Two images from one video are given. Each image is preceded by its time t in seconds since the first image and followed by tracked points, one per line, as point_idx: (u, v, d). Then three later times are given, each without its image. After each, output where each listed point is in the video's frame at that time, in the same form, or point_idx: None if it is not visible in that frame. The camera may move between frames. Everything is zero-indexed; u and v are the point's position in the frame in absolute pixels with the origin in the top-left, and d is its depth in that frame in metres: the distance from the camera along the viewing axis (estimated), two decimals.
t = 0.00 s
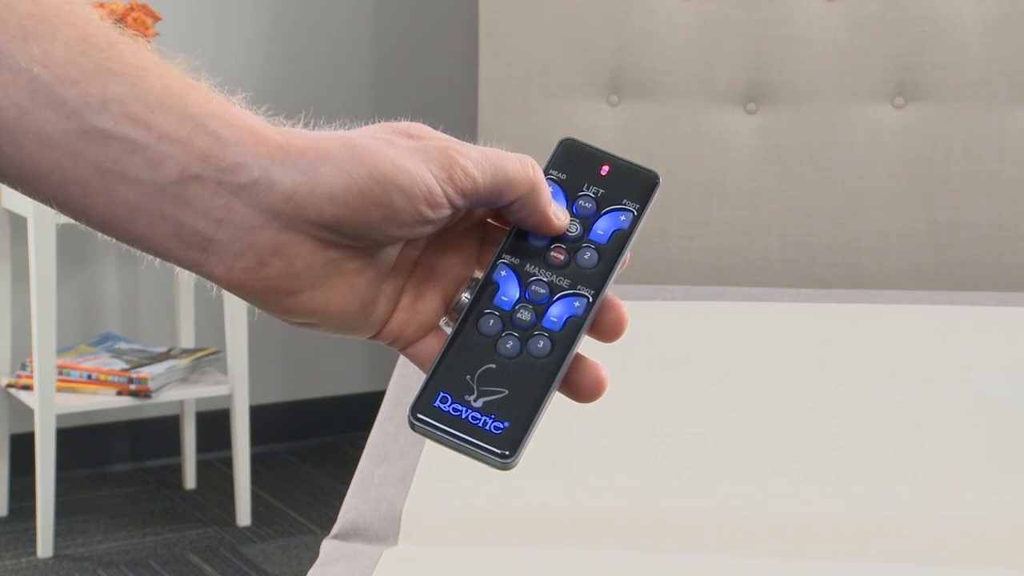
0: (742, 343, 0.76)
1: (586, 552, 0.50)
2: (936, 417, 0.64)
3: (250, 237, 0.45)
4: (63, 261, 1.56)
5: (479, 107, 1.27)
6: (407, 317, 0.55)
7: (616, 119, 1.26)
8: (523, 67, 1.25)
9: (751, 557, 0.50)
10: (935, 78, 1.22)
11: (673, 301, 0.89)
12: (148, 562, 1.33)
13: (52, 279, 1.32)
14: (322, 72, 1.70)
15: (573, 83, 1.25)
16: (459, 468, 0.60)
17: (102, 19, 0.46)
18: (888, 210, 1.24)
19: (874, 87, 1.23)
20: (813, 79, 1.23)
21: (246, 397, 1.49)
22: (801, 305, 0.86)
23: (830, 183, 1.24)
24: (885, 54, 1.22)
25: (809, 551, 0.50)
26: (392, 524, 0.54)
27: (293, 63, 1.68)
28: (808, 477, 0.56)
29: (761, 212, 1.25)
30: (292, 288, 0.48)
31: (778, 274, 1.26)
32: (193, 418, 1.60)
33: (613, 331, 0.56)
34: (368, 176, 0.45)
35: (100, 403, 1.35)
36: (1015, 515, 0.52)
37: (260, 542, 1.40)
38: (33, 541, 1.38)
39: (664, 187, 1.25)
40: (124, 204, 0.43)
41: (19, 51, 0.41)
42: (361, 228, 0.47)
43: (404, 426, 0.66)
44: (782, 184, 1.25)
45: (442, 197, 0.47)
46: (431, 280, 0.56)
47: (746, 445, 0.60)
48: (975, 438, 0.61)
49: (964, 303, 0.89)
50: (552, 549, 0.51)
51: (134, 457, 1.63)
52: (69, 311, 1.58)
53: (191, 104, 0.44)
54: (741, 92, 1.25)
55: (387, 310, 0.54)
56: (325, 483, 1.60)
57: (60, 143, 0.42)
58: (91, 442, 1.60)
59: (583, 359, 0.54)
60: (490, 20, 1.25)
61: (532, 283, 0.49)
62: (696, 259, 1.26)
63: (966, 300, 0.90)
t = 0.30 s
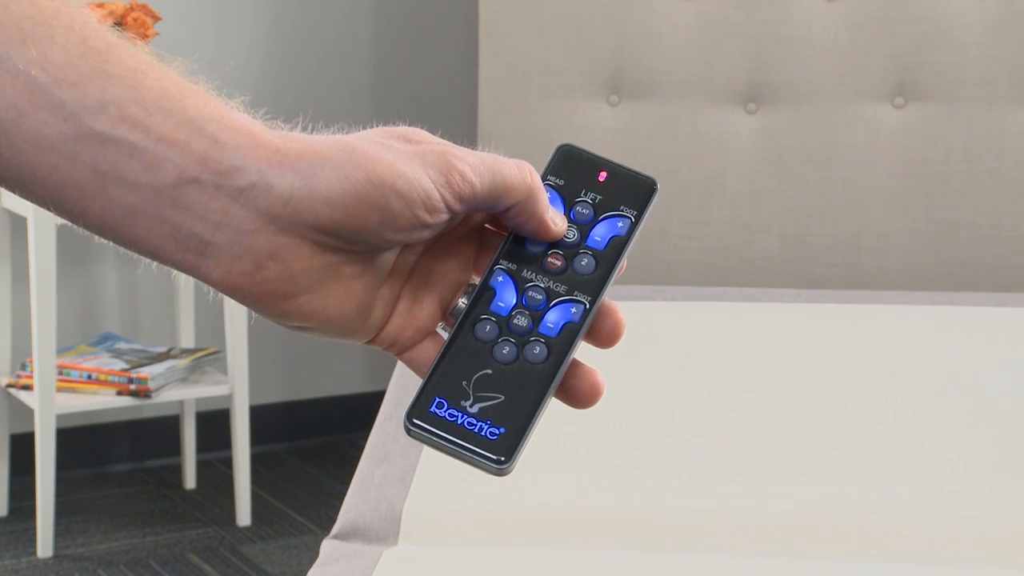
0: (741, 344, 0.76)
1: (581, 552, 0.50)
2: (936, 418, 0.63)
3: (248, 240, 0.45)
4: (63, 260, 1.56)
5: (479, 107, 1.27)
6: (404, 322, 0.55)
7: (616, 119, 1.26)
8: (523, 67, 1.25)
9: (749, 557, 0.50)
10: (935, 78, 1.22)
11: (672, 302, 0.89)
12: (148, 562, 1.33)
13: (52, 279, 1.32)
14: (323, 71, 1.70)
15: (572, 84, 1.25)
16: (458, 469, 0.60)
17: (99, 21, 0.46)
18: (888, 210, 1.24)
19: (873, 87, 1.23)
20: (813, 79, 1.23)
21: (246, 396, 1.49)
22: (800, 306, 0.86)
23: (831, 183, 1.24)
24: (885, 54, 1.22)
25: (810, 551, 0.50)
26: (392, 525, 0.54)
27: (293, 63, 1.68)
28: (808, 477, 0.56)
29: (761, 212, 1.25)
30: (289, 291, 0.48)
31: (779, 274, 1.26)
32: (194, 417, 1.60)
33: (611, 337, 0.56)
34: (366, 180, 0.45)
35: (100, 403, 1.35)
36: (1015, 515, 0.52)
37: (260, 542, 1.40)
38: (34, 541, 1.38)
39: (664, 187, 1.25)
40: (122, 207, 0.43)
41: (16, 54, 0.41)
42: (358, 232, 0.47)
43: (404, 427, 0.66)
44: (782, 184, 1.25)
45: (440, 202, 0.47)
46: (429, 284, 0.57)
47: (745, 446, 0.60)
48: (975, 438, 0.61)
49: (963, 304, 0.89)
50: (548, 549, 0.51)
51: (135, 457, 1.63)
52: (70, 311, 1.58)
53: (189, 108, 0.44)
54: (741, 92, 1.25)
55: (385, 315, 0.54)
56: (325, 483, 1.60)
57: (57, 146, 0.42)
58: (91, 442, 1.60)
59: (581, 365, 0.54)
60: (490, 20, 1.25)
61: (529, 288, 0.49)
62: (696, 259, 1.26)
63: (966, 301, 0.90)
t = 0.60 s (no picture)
0: (741, 347, 0.76)
1: (578, 552, 0.50)
2: (936, 421, 0.63)
3: (249, 242, 0.45)
4: (63, 260, 1.56)
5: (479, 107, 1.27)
6: (403, 325, 0.55)
7: (616, 119, 1.26)
8: (524, 67, 1.25)
9: (749, 557, 0.50)
10: (935, 78, 1.22)
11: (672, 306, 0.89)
12: (148, 562, 1.33)
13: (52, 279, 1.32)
14: (323, 72, 1.70)
15: (572, 84, 1.25)
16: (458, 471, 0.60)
17: (101, 23, 0.46)
18: (888, 210, 1.24)
19: (873, 87, 1.23)
20: (814, 79, 1.23)
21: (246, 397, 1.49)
22: (799, 309, 0.86)
23: (830, 183, 1.24)
24: (885, 55, 1.22)
25: (811, 550, 0.50)
26: (392, 525, 0.54)
27: (293, 62, 1.68)
28: (807, 478, 0.57)
29: (761, 212, 1.25)
30: (289, 294, 0.48)
31: (779, 274, 1.26)
32: (194, 417, 1.60)
33: (611, 342, 0.56)
34: (366, 184, 0.45)
35: (100, 403, 1.35)
36: (1013, 516, 0.52)
37: (260, 542, 1.40)
38: (33, 541, 1.38)
39: (664, 188, 1.25)
40: (123, 209, 0.43)
41: (18, 56, 0.41)
42: (359, 236, 0.47)
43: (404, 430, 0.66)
44: (782, 185, 1.24)
45: (440, 206, 0.47)
46: (428, 288, 0.57)
47: (747, 447, 0.60)
48: (975, 439, 0.61)
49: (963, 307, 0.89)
50: (546, 549, 0.51)
51: (135, 456, 1.64)
52: (70, 311, 1.58)
53: (191, 110, 0.44)
54: (741, 92, 1.25)
55: (384, 319, 0.54)
56: (324, 483, 1.60)
57: (58, 148, 0.42)
58: (91, 442, 1.60)
59: (580, 370, 0.54)
60: (490, 20, 1.25)
61: (529, 293, 0.49)
62: (695, 259, 1.26)
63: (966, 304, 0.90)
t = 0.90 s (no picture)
0: (740, 352, 0.76)
1: (578, 552, 0.50)
2: (937, 423, 0.64)
3: (251, 245, 0.45)
4: (63, 260, 1.56)
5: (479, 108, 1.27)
6: (405, 328, 0.55)
7: (616, 119, 1.26)
8: (524, 67, 1.25)
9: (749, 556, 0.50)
10: (935, 78, 1.22)
11: (673, 310, 0.89)
12: (147, 562, 1.33)
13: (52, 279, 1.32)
14: (323, 72, 1.69)
15: (572, 84, 1.25)
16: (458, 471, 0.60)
17: (103, 25, 0.46)
18: (888, 210, 1.23)
19: (873, 87, 1.23)
20: (814, 79, 1.23)
21: (246, 397, 1.49)
22: (799, 314, 0.86)
23: (830, 183, 1.24)
24: (885, 55, 1.22)
25: (812, 550, 0.50)
26: (392, 525, 0.54)
27: (293, 62, 1.68)
28: (808, 479, 0.57)
29: (761, 212, 1.24)
30: (292, 297, 0.48)
31: (779, 274, 1.25)
32: (193, 417, 1.60)
33: (612, 346, 0.56)
34: (369, 187, 0.45)
35: (100, 403, 1.35)
36: (1014, 518, 0.52)
37: (260, 542, 1.40)
38: (33, 541, 1.38)
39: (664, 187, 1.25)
40: (126, 212, 0.43)
41: (21, 59, 0.41)
42: (361, 239, 0.47)
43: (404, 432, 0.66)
44: (782, 185, 1.24)
45: (442, 209, 0.47)
46: (430, 291, 0.57)
47: (747, 450, 0.60)
48: (976, 442, 0.61)
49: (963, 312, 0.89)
50: (546, 549, 0.51)
51: (135, 456, 1.64)
52: (69, 311, 1.58)
53: (193, 113, 0.44)
54: (741, 92, 1.25)
55: (386, 322, 0.54)
56: (324, 483, 1.60)
57: (60, 150, 0.42)
58: (90, 442, 1.60)
59: (582, 374, 0.54)
60: (490, 20, 1.25)
61: (531, 295, 0.49)
62: (695, 260, 1.26)
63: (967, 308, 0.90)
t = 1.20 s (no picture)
0: (738, 355, 0.76)
1: (578, 552, 0.50)
2: (935, 426, 0.64)
3: (252, 247, 0.45)
4: (63, 260, 1.56)
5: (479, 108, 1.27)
6: (405, 330, 0.55)
7: (616, 119, 1.26)
8: (524, 67, 1.25)
9: (748, 557, 0.50)
10: (935, 78, 1.22)
11: (672, 315, 0.89)
12: (147, 562, 1.33)
13: (52, 279, 1.32)
14: (322, 72, 1.69)
15: (572, 84, 1.25)
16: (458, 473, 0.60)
17: (103, 27, 0.46)
18: (889, 210, 1.23)
19: (873, 87, 1.23)
20: (814, 79, 1.23)
21: (246, 397, 1.49)
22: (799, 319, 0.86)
23: (829, 183, 1.23)
24: (885, 55, 1.22)
25: (812, 550, 0.50)
26: (392, 525, 0.54)
27: (294, 62, 1.67)
28: (807, 481, 0.57)
29: (761, 211, 1.24)
30: (292, 300, 0.48)
31: (779, 274, 1.24)
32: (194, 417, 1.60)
33: (613, 347, 0.56)
34: (369, 189, 0.45)
35: (100, 403, 1.35)
36: (1015, 519, 0.52)
37: (260, 542, 1.40)
38: (33, 541, 1.38)
39: (664, 188, 1.25)
40: (126, 214, 0.43)
41: (21, 61, 0.41)
42: (361, 241, 0.47)
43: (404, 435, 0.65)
44: (782, 184, 1.24)
45: (443, 211, 0.47)
46: (430, 293, 0.57)
47: (745, 451, 0.60)
48: (977, 444, 0.61)
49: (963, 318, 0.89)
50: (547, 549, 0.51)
51: (135, 456, 1.64)
52: (69, 311, 1.58)
53: (193, 114, 0.44)
54: (741, 92, 1.25)
55: (386, 324, 0.54)
56: (325, 483, 1.60)
57: (60, 152, 0.42)
58: (90, 442, 1.60)
59: (582, 376, 0.54)
60: (490, 21, 1.25)
61: (531, 297, 0.49)
62: (695, 260, 1.25)
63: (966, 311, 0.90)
